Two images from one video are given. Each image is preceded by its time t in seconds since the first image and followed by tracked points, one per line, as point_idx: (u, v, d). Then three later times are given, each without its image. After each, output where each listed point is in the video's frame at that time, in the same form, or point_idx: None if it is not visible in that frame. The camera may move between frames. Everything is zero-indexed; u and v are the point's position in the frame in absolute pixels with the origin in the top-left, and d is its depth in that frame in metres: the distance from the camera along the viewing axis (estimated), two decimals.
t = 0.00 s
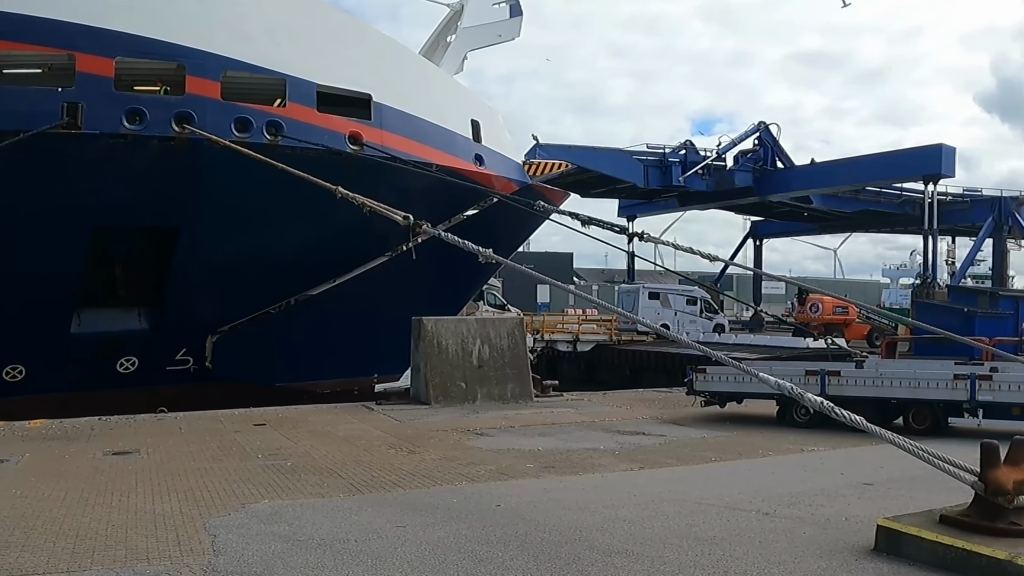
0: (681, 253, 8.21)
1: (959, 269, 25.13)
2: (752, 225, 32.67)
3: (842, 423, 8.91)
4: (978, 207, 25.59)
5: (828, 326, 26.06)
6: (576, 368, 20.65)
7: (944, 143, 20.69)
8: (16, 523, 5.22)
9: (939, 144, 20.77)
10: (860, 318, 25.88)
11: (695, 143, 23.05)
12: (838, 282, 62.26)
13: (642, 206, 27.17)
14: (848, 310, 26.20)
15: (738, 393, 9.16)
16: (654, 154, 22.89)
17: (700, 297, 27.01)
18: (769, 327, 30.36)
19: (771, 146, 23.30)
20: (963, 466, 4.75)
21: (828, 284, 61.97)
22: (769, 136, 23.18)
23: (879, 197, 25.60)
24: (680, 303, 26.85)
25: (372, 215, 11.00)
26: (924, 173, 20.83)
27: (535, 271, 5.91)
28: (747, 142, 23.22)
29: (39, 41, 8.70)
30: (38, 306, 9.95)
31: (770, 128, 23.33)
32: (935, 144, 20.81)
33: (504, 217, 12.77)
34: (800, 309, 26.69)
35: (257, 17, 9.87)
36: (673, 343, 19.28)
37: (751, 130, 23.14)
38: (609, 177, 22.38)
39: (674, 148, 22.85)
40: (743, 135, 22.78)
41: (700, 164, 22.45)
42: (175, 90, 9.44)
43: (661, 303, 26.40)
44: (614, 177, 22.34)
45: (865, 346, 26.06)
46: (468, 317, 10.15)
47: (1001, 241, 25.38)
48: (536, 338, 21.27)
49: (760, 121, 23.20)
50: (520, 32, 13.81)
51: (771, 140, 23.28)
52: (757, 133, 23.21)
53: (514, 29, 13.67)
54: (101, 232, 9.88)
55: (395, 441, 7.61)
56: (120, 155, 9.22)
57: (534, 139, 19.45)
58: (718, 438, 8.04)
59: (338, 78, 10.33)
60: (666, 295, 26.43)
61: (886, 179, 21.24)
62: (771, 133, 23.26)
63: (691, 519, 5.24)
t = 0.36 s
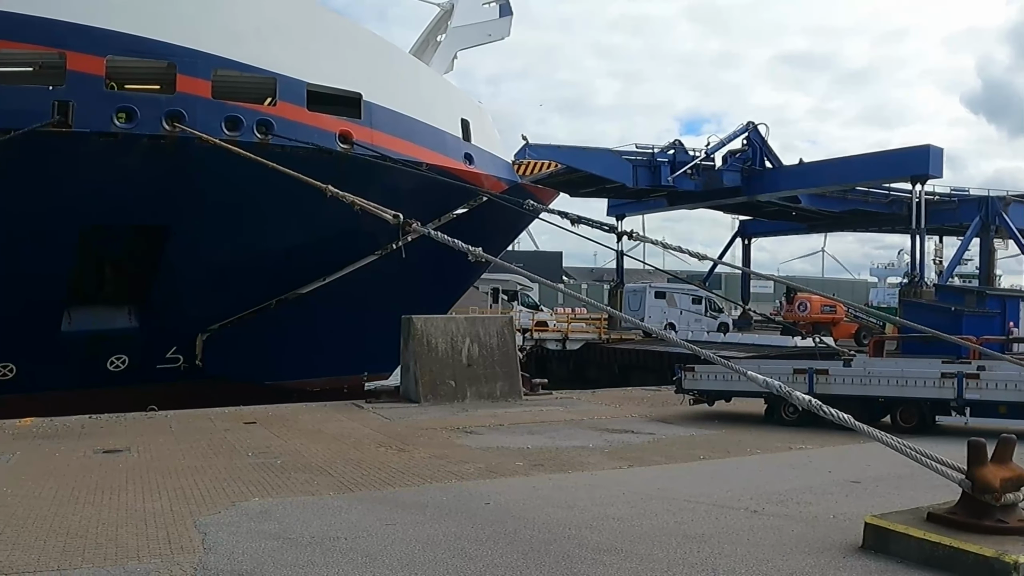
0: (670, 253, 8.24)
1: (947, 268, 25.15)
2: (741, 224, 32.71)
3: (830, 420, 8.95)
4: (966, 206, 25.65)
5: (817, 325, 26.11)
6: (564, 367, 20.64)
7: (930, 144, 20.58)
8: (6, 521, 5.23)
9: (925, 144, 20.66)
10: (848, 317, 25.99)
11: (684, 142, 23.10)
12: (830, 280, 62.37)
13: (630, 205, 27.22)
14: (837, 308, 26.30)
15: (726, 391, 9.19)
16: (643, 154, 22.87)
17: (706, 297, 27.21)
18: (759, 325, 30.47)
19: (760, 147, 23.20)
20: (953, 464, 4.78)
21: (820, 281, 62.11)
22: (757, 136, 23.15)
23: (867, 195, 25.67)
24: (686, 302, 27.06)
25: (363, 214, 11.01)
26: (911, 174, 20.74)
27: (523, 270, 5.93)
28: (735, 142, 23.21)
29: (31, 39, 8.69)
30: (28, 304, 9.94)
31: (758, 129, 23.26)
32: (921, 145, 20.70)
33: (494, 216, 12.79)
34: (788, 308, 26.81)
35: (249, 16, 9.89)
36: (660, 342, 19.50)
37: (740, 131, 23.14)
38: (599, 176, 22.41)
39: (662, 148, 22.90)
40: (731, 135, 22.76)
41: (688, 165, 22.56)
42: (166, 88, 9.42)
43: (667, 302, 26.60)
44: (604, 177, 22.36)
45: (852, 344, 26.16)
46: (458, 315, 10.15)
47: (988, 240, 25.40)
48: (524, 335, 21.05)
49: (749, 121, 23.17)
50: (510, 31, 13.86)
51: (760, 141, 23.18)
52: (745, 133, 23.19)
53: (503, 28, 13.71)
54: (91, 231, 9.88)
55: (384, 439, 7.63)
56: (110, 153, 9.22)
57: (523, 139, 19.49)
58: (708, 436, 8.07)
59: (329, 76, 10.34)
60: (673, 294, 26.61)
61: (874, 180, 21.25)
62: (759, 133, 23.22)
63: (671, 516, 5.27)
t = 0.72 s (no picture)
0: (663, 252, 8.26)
1: (940, 268, 25.12)
2: (735, 223, 32.75)
3: (823, 419, 8.98)
4: (959, 206, 25.69)
5: (809, 323, 26.10)
6: (558, 365, 20.62)
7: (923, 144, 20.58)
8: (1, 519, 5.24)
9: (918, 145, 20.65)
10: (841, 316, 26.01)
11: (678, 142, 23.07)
12: (826, 279, 62.41)
13: (626, 205, 27.25)
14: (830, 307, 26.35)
15: (719, 389, 9.21)
16: (636, 154, 22.86)
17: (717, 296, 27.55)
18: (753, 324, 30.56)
19: (753, 146, 23.32)
20: (944, 462, 4.79)
21: (816, 281, 62.15)
22: (750, 135, 23.28)
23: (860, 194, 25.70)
24: (697, 302, 27.40)
25: (358, 212, 11.02)
26: (904, 174, 20.73)
27: (513, 268, 5.95)
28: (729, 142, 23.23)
29: (28, 38, 8.71)
30: (24, 302, 9.94)
31: (751, 129, 23.36)
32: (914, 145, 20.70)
33: (489, 214, 12.81)
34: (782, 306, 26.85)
35: (245, 16, 9.92)
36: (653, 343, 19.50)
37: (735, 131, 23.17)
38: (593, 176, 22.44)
39: (656, 148, 22.92)
40: (725, 135, 22.76)
41: (682, 164, 22.55)
42: (163, 86, 9.36)
43: (680, 301, 26.91)
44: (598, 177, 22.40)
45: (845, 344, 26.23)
46: (452, 313, 10.17)
47: (980, 240, 25.44)
48: (518, 334, 21.24)
49: (743, 121, 23.17)
50: (504, 31, 13.90)
51: (754, 140, 23.35)
52: (739, 133, 23.27)
53: (498, 28, 13.75)
54: (87, 228, 9.87)
55: (379, 437, 7.65)
56: (106, 151, 9.21)
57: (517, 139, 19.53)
58: (701, 434, 8.10)
59: (324, 75, 10.36)
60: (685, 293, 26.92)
61: (866, 180, 21.29)
62: (753, 133, 23.32)
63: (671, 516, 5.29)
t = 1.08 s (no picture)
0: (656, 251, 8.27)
1: (931, 268, 25.19)
2: (728, 222, 32.80)
3: (815, 418, 9.02)
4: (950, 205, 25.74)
5: (803, 322, 26.15)
6: (552, 364, 20.82)
7: (916, 145, 20.61)
8: None
9: (911, 146, 20.69)
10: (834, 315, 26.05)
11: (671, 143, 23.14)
12: (822, 278, 62.46)
13: (618, 203, 27.30)
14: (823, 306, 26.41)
15: (713, 388, 9.23)
16: (630, 154, 22.92)
17: (745, 297, 27.83)
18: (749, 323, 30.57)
19: (747, 146, 23.31)
20: (936, 460, 4.81)
21: (812, 280, 62.19)
22: (744, 135, 23.29)
23: (853, 194, 25.69)
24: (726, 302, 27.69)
25: (352, 212, 11.03)
26: (896, 174, 20.77)
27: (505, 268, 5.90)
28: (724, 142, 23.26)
29: (24, 37, 8.72)
30: (19, 301, 9.95)
31: (745, 129, 23.39)
32: (907, 146, 20.74)
33: (484, 214, 12.84)
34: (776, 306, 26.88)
35: (240, 16, 9.94)
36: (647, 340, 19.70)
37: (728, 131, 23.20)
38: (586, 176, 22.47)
39: (650, 148, 22.98)
40: (719, 135, 22.79)
41: (675, 164, 22.59)
42: (157, 86, 9.44)
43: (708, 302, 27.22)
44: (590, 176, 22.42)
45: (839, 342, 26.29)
46: (446, 312, 10.20)
47: (972, 240, 25.49)
48: (514, 333, 21.04)
49: (737, 121, 23.16)
50: (499, 31, 13.93)
51: (747, 140, 23.36)
52: (733, 133, 23.30)
53: (493, 28, 13.78)
54: (82, 228, 9.89)
55: (374, 436, 7.67)
56: (101, 151, 9.23)
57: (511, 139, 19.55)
58: (695, 433, 8.13)
59: (319, 75, 10.38)
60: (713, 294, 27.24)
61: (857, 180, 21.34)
62: (747, 133, 23.37)
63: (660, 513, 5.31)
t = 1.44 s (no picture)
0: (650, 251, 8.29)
1: (924, 267, 25.16)
2: (723, 222, 32.85)
3: (809, 417, 9.05)
4: (944, 205, 25.79)
5: (797, 321, 26.18)
6: (547, 364, 20.83)
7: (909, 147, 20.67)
8: None
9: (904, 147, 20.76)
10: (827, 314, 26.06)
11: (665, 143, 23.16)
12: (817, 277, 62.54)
13: (613, 203, 27.32)
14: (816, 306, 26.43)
15: (707, 387, 9.26)
16: (624, 154, 22.91)
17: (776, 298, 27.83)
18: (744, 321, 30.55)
19: (740, 147, 23.47)
20: (929, 459, 4.84)
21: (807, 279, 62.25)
22: (738, 136, 23.38)
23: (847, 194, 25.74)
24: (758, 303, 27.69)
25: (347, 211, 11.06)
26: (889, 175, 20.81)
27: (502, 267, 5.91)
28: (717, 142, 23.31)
29: (20, 37, 8.72)
30: (15, 300, 9.96)
31: (738, 129, 23.45)
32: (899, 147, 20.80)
33: (479, 213, 12.87)
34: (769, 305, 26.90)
35: (235, 15, 9.95)
36: (638, 338, 19.83)
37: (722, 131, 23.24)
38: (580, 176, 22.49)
39: (644, 148, 22.98)
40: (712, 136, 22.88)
41: (669, 164, 22.62)
42: (154, 86, 9.42)
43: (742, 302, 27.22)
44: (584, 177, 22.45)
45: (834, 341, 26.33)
46: (441, 312, 10.24)
47: (964, 241, 25.46)
48: (507, 332, 21.23)
49: (730, 121, 23.22)
50: (494, 31, 13.96)
51: (740, 140, 23.45)
52: (727, 133, 23.33)
53: (488, 28, 13.81)
54: (77, 227, 9.90)
55: (369, 435, 7.69)
56: (97, 150, 9.24)
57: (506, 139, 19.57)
58: (690, 431, 8.16)
59: (314, 74, 10.40)
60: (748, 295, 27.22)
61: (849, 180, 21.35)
62: (741, 133, 23.43)
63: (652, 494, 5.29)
